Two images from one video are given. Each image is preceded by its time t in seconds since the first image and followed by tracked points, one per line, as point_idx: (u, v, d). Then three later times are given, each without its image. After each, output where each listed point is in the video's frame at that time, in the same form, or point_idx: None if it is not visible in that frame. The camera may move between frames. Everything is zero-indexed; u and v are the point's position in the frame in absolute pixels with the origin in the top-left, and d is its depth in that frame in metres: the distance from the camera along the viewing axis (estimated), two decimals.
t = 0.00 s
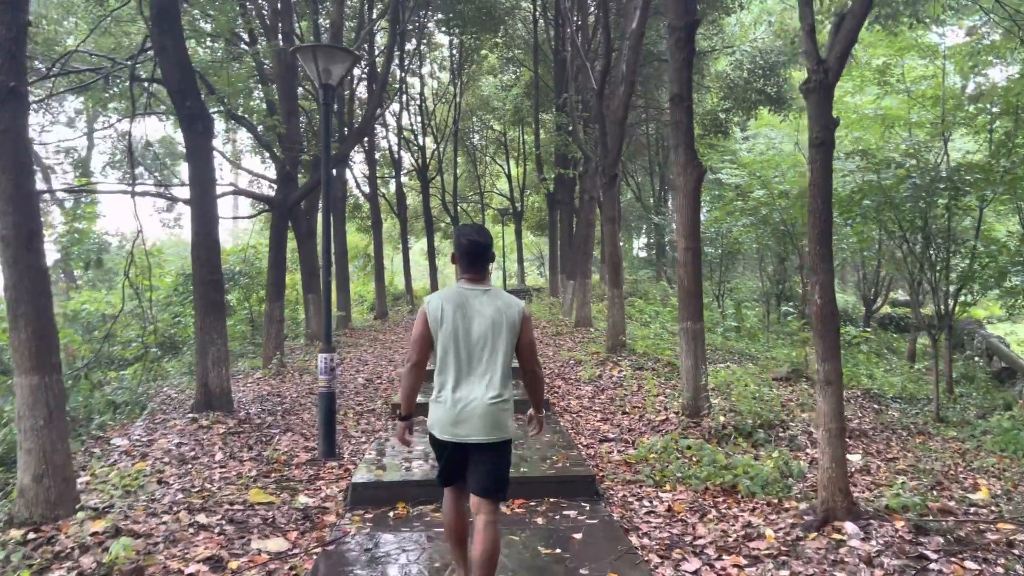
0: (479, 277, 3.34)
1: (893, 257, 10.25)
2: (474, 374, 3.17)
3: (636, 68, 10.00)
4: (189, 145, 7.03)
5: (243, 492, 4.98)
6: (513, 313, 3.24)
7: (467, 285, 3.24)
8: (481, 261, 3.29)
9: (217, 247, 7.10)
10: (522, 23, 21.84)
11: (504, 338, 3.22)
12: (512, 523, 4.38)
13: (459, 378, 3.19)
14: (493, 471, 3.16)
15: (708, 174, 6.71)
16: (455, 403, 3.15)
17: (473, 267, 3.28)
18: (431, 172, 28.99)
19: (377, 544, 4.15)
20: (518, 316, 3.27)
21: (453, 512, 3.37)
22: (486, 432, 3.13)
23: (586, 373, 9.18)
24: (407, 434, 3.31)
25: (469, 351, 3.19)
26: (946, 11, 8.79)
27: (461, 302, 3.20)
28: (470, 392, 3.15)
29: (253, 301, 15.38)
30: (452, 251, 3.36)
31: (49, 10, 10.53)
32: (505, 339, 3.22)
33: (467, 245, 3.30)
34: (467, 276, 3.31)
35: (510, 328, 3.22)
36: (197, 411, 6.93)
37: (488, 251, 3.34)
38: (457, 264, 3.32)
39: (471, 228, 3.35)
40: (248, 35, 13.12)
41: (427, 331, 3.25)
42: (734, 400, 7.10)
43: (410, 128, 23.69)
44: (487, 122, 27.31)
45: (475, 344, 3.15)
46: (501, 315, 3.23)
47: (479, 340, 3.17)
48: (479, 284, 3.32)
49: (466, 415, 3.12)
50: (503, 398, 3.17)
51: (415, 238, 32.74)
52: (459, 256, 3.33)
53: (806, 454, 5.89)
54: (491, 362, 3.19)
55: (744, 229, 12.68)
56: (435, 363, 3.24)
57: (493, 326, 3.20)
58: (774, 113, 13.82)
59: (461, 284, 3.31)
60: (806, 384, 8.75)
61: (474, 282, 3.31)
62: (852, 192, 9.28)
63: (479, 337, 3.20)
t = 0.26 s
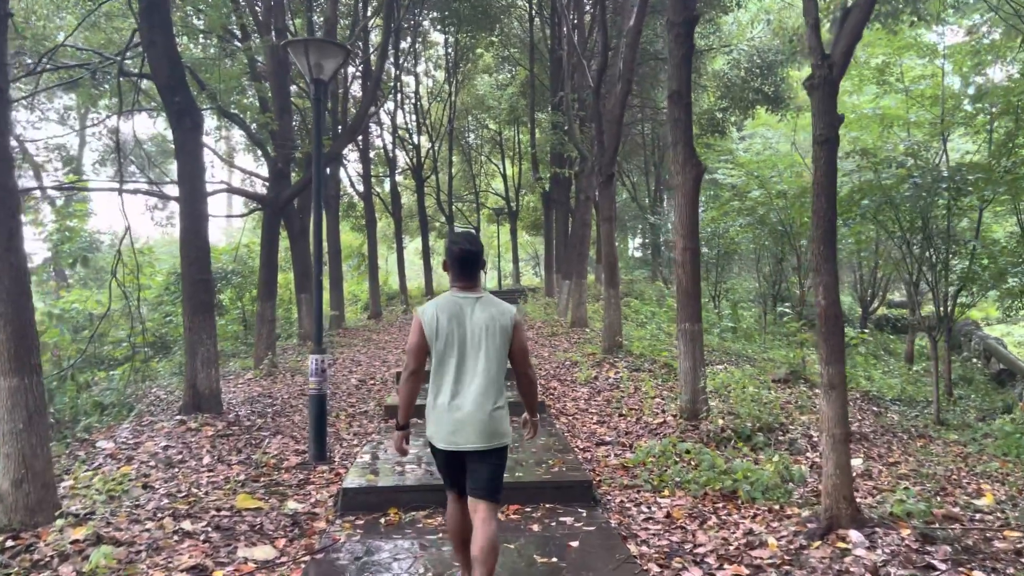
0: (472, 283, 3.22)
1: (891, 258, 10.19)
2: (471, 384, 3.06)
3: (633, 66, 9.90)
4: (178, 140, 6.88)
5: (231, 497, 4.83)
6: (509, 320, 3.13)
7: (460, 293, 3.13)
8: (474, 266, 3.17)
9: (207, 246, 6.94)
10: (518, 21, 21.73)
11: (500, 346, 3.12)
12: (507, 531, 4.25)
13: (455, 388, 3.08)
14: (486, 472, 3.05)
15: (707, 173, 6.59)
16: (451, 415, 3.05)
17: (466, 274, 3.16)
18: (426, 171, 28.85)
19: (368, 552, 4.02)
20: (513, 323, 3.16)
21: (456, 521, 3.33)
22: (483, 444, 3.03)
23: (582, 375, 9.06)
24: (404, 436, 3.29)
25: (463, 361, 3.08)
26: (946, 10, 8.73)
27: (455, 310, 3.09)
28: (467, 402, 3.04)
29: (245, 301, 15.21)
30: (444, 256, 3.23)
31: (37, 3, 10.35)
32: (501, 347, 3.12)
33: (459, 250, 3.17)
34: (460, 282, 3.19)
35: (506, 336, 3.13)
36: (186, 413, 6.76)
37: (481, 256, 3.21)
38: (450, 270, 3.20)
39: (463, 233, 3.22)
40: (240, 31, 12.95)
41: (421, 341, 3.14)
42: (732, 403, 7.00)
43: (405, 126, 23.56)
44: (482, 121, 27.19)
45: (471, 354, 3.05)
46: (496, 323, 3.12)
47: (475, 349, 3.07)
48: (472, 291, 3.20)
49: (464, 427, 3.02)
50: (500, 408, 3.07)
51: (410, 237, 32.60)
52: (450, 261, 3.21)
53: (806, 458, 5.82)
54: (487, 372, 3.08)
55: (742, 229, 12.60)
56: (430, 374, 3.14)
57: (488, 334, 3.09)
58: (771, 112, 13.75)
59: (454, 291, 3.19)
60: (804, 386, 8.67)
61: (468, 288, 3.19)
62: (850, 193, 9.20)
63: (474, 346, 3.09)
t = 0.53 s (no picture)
0: (462, 274, 3.46)
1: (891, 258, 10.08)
2: (459, 367, 3.28)
3: (631, 63, 9.76)
4: (166, 133, 6.69)
5: (214, 500, 4.66)
6: (495, 307, 3.36)
7: (449, 282, 3.36)
8: (462, 257, 3.40)
9: (195, 242, 6.76)
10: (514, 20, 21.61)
11: (487, 331, 3.33)
12: (500, 535, 4.11)
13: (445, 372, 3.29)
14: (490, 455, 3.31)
15: (706, 170, 6.44)
16: (441, 396, 3.25)
17: (455, 264, 3.40)
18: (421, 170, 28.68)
19: (356, 558, 3.87)
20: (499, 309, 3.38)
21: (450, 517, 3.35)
22: (472, 424, 3.23)
23: (578, 375, 8.91)
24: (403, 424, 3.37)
25: (452, 345, 3.29)
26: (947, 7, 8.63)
27: (444, 297, 3.32)
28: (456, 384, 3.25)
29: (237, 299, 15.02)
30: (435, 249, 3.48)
31: None
32: (488, 333, 3.33)
33: (449, 242, 3.41)
34: (450, 273, 3.42)
35: (492, 322, 3.34)
36: (171, 413, 6.57)
37: (470, 248, 3.45)
38: (440, 261, 3.44)
39: (453, 226, 3.46)
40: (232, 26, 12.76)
41: (414, 328, 3.37)
42: (731, 404, 6.86)
43: (400, 125, 23.40)
44: (478, 120, 27.04)
45: (459, 338, 3.25)
46: (482, 309, 3.33)
47: (463, 335, 3.29)
48: (462, 281, 3.43)
49: (452, 407, 3.22)
50: (487, 390, 3.27)
51: (405, 237, 32.40)
52: (441, 253, 3.45)
53: (807, 461, 5.74)
54: (475, 355, 3.29)
55: (740, 229, 12.49)
56: (422, 358, 3.36)
57: (475, 320, 3.31)
58: (769, 112, 13.64)
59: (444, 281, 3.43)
60: (803, 387, 8.55)
61: (457, 278, 3.42)
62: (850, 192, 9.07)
63: (462, 331, 3.32)
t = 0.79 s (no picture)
0: (457, 277, 3.34)
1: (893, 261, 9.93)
2: (451, 374, 3.18)
3: (630, 62, 9.59)
4: (152, 130, 6.46)
5: (195, 510, 4.46)
6: (489, 313, 3.24)
7: (443, 286, 3.24)
8: (458, 260, 3.29)
9: (182, 242, 6.53)
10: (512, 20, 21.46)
11: (481, 338, 3.22)
12: (493, 549, 3.93)
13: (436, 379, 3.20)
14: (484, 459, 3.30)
15: (707, 169, 6.28)
16: (431, 404, 3.16)
17: (450, 268, 3.29)
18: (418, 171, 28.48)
19: (341, 573, 3.67)
20: (494, 316, 3.26)
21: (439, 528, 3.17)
22: (462, 431, 3.16)
23: (575, 379, 8.73)
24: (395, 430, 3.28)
25: (445, 352, 3.19)
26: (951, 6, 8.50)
27: (437, 303, 3.21)
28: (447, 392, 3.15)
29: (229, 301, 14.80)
30: (430, 251, 3.36)
31: None
32: (482, 339, 3.22)
33: (444, 245, 3.29)
34: (445, 277, 3.31)
35: (486, 329, 3.22)
36: (156, 418, 6.35)
37: (466, 251, 3.34)
38: (434, 264, 3.33)
39: (449, 228, 3.34)
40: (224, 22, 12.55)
41: (406, 333, 3.27)
42: (731, 410, 6.69)
43: (396, 126, 23.22)
44: (474, 121, 26.88)
45: (451, 345, 3.15)
46: (476, 315, 3.22)
47: (456, 342, 3.19)
48: (457, 285, 3.32)
49: (443, 416, 3.14)
50: (479, 399, 3.18)
51: (401, 238, 32.22)
52: (436, 255, 3.34)
53: (812, 469, 5.59)
54: (468, 363, 3.19)
55: (739, 232, 12.35)
56: (414, 364, 3.27)
57: (469, 327, 3.20)
58: (768, 113, 13.52)
59: (438, 284, 3.31)
60: (804, 393, 8.40)
61: (452, 282, 3.31)
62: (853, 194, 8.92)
63: (455, 337, 3.21)
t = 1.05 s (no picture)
0: (461, 291, 3.27)
1: (898, 267, 9.76)
2: (454, 390, 3.11)
3: (631, 63, 9.42)
4: (140, 130, 6.23)
5: (178, 528, 4.25)
6: (493, 329, 3.17)
7: (449, 300, 3.17)
8: (463, 275, 3.22)
9: (171, 246, 6.31)
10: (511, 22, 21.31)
11: (484, 355, 3.15)
12: (491, 571, 3.73)
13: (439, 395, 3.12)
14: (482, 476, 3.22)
15: (712, 173, 6.10)
16: (432, 420, 3.08)
17: (455, 282, 3.21)
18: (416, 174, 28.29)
19: None
20: (499, 331, 3.20)
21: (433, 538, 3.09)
22: (462, 448, 3.09)
23: (574, 387, 8.52)
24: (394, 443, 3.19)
25: (448, 368, 3.11)
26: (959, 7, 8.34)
27: (441, 317, 3.13)
28: (449, 409, 3.07)
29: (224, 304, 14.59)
30: (435, 263, 3.29)
31: None
32: (485, 356, 3.15)
33: (450, 258, 3.22)
34: (450, 290, 3.23)
35: (490, 345, 3.15)
36: (142, 428, 6.12)
37: (472, 265, 3.27)
38: (439, 277, 3.25)
39: (455, 241, 3.27)
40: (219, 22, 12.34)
41: (408, 347, 3.18)
42: (736, 419, 6.49)
43: (394, 128, 23.05)
44: (473, 123, 26.71)
45: (455, 361, 3.08)
46: (481, 331, 3.15)
47: (459, 357, 3.12)
48: (461, 299, 3.25)
49: (445, 433, 3.06)
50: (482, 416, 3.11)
51: (399, 241, 32.03)
52: (440, 268, 3.26)
53: (821, 484, 5.40)
54: (471, 380, 3.12)
55: (741, 236, 12.18)
56: (416, 378, 3.19)
57: (473, 342, 3.13)
58: (771, 116, 13.36)
59: (443, 298, 3.24)
60: (809, 402, 8.22)
61: (456, 296, 3.24)
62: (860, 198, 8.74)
63: (460, 352, 3.14)
